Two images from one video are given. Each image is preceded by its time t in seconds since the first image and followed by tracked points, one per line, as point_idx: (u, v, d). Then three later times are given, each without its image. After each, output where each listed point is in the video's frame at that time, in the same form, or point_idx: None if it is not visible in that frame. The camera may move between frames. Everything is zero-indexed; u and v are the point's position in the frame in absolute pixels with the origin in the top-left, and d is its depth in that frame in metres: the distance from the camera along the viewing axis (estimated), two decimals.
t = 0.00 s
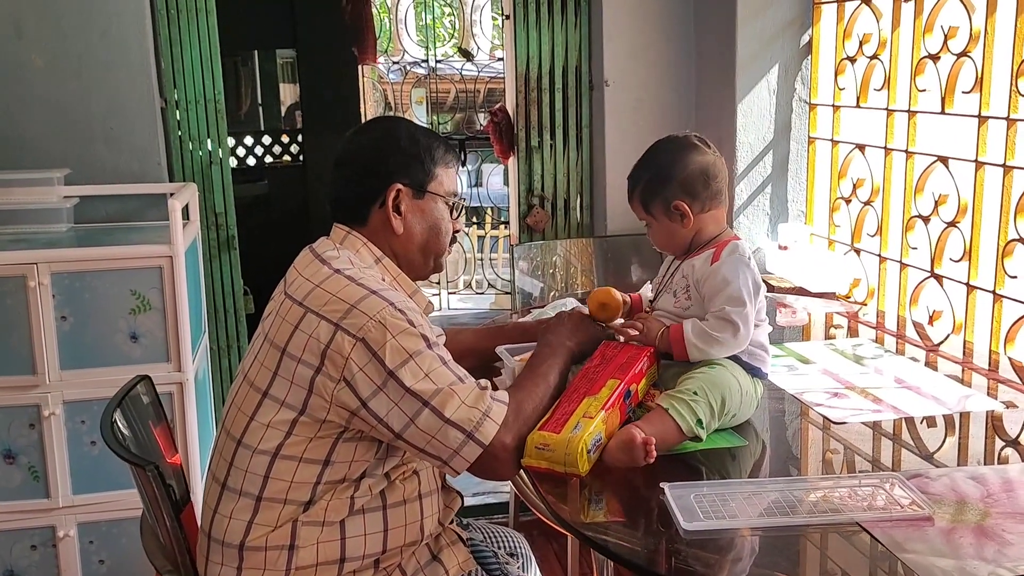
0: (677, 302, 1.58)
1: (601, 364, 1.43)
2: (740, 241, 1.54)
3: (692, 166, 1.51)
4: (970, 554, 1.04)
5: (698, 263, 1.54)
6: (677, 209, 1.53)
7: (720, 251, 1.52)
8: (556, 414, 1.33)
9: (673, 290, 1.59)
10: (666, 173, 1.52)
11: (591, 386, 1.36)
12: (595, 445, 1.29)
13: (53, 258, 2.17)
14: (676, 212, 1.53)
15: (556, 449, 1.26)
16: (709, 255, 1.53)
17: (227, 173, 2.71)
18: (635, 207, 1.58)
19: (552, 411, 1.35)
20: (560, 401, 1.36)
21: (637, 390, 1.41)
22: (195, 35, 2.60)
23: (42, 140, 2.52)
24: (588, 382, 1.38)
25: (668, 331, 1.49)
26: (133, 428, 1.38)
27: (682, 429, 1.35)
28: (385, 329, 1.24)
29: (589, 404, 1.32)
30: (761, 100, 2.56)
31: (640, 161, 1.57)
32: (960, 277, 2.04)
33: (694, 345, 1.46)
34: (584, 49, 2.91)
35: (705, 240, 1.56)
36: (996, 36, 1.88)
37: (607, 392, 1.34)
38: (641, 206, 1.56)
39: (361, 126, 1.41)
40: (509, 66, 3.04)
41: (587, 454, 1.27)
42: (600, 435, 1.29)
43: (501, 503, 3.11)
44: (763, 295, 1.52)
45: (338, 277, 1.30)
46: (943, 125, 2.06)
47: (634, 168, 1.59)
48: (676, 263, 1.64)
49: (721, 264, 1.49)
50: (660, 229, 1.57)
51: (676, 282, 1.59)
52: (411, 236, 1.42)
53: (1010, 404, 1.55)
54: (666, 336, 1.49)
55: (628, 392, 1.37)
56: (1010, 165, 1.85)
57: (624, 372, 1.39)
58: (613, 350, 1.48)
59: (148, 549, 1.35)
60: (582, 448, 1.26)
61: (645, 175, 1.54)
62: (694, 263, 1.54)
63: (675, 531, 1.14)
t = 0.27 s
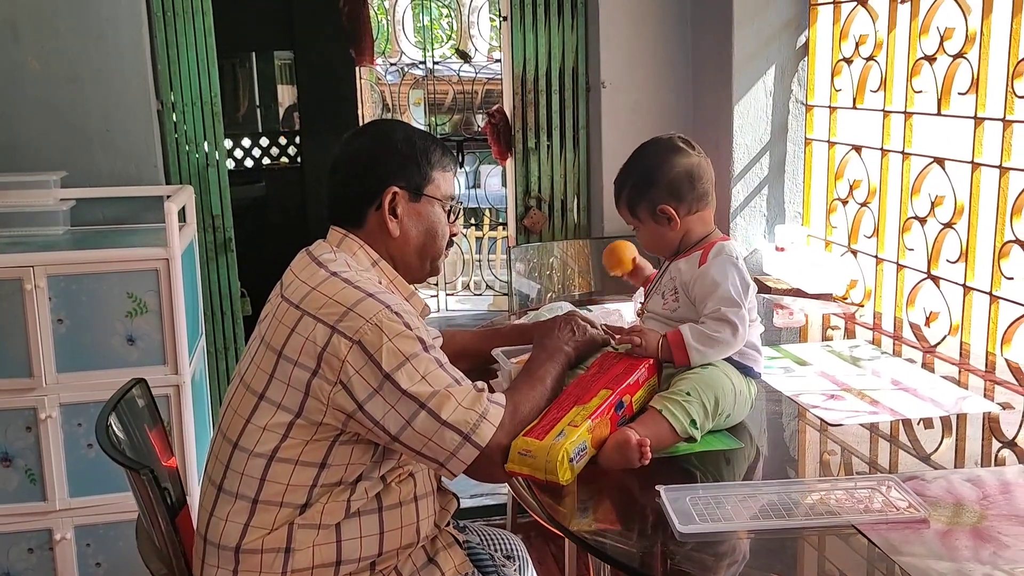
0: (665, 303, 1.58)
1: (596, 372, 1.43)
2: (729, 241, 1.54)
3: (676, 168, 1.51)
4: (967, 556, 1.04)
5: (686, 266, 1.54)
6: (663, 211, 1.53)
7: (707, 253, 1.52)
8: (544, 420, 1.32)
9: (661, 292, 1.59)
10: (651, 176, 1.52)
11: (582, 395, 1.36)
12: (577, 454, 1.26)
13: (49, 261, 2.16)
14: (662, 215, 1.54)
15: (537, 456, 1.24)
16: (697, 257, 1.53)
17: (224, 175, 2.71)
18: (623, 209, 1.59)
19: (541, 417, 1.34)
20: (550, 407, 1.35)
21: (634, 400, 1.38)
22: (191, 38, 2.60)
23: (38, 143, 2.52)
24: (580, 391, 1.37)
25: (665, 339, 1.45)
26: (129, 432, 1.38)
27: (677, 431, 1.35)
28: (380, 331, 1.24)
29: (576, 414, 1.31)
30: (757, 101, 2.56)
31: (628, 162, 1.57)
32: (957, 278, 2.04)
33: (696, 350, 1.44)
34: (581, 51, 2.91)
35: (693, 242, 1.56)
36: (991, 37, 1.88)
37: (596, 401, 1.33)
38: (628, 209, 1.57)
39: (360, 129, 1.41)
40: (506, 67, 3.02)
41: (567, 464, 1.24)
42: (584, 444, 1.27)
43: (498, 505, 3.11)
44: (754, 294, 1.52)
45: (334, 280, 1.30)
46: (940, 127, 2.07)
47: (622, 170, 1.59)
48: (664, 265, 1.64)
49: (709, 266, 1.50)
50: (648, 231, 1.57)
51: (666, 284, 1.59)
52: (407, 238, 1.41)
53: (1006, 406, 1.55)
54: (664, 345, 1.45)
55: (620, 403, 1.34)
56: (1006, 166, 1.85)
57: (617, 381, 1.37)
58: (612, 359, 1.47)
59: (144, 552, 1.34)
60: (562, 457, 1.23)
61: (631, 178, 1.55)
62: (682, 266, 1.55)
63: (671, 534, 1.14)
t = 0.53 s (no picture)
0: (668, 303, 1.58)
1: (596, 373, 1.42)
2: (733, 243, 1.54)
3: (676, 169, 1.51)
4: (967, 554, 1.04)
5: (690, 267, 1.54)
6: (663, 212, 1.52)
7: (714, 254, 1.52)
8: (542, 420, 1.32)
9: (664, 291, 1.59)
10: (651, 176, 1.52)
11: (582, 395, 1.36)
12: (574, 454, 1.25)
13: (47, 260, 2.16)
14: (662, 216, 1.53)
15: (534, 455, 1.23)
16: (703, 258, 1.53)
17: (222, 174, 2.70)
18: (624, 209, 1.58)
19: (539, 417, 1.33)
20: (549, 407, 1.35)
21: (632, 402, 1.37)
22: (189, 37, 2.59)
23: (36, 142, 2.52)
24: (580, 392, 1.37)
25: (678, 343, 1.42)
26: (128, 431, 1.38)
27: (679, 435, 1.35)
28: (378, 330, 1.24)
29: (574, 414, 1.31)
30: (756, 100, 2.56)
31: (629, 163, 1.57)
32: (957, 277, 2.04)
33: (705, 353, 1.43)
34: (579, 49, 2.91)
35: (695, 243, 1.56)
36: (991, 35, 1.88)
37: (594, 402, 1.33)
38: (629, 209, 1.57)
39: (357, 127, 1.41)
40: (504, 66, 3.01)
41: (564, 463, 1.23)
42: (581, 444, 1.27)
43: (498, 504, 3.11)
44: (758, 295, 1.52)
45: (331, 279, 1.30)
46: (939, 125, 2.06)
47: (623, 170, 1.59)
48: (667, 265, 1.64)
49: (717, 267, 1.49)
50: (649, 231, 1.57)
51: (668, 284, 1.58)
52: (404, 237, 1.41)
53: (1005, 404, 1.55)
54: (676, 349, 1.42)
55: (618, 405, 1.34)
56: (1005, 164, 1.85)
57: (616, 382, 1.37)
58: (611, 359, 1.47)
59: (143, 551, 1.34)
60: (558, 456, 1.22)
61: (632, 178, 1.54)
62: (687, 267, 1.54)
63: (671, 532, 1.14)
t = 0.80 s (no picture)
0: (675, 303, 1.58)
1: (599, 373, 1.42)
2: (744, 246, 1.55)
3: (679, 169, 1.50)
4: (969, 553, 1.04)
5: (700, 270, 1.54)
6: (668, 213, 1.52)
7: (724, 257, 1.52)
8: (544, 418, 1.32)
9: (670, 290, 1.59)
10: (656, 176, 1.51)
11: (587, 395, 1.36)
12: (576, 453, 1.26)
13: (48, 259, 2.16)
14: (668, 217, 1.53)
15: (535, 454, 1.23)
16: (714, 260, 1.53)
17: (222, 172, 2.70)
18: (628, 209, 1.58)
19: (541, 415, 1.33)
20: (550, 406, 1.35)
21: (635, 401, 1.37)
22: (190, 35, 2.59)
23: (35, 139, 2.51)
24: (584, 391, 1.37)
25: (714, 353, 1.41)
26: (129, 428, 1.38)
27: (682, 437, 1.35)
28: (379, 329, 1.24)
29: (576, 413, 1.31)
30: (757, 98, 2.55)
31: (632, 163, 1.56)
32: (958, 274, 2.04)
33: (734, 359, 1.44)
34: (580, 47, 2.90)
35: (701, 243, 1.57)
36: (993, 33, 1.88)
37: (596, 400, 1.33)
38: (634, 209, 1.56)
39: (357, 125, 1.40)
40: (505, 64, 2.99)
41: (564, 463, 1.24)
42: (583, 443, 1.27)
43: (498, 502, 3.11)
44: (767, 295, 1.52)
45: (333, 278, 1.29)
46: (940, 123, 2.06)
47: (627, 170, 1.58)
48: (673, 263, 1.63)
49: (729, 271, 1.49)
50: (654, 231, 1.57)
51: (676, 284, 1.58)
52: (404, 235, 1.41)
53: (1008, 402, 1.54)
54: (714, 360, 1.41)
55: (621, 404, 1.34)
56: (1007, 162, 1.85)
57: (618, 381, 1.37)
58: (614, 359, 1.47)
59: (144, 550, 1.34)
60: (560, 455, 1.22)
61: (636, 179, 1.54)
62: (696, 269, 1.54)
63: (673, 531, 1.14)
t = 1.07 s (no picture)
0: (677, 299, 1.57)
1: (601, 371, 1.42)
2: (743, 239, 1.55)
3: (675, 168, 1.50)
4: (971, 550, 1.04)
5: (702, 265, 1.54)
6: (667, 212, 1.53)
7: (726, 250, 1.52)
8: (548, 415, 1.32)
9: (672, 287, 1.59)
10: (653, 176, 1.52)
11: (589, 393, 1.35)
12: (581, 450, 1.26)
13: (49, 256, 2.16)
14: (666, 216, 1.53)
15: (540, 452, 1.24)
16: (714, 255, 1.53)
17: (224, 170, 2.70)
18: (628, 210, 1.59)
19: (544, 413, 1.33)
20: (554, 404, 1.35)
21: (638, 398, 1.38)
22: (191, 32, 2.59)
23: (36, 137, 2.51)
24: (586, 390, 1.36)
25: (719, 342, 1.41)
26: (132, 427, 1.38)
27: (686, 435, 1.34)
28: (385, 326, 1.24)
29: (580, 410, 1.31)
30: (758, 95, 2.55)
31: (631, 164, 1.57)
32: (960, 272, 2.04)
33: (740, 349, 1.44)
34: (581, 44, 2.90)
35: (702, 241, 1.57)
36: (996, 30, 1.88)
37: (599, 399, 1.32)
38: (634, 211, 1.57)
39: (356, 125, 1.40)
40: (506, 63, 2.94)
41: (571, 459, 1.24)
42: (587, 440, 1.27)
43: (499, 500, 3.11)
44: (770, 289, 1.53)
45: (338, 275, 1.29)
46: (942, 120, 2.06)
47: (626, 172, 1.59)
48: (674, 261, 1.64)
49: (730, 263, 1.50)
50: (655, 231, 1.57)
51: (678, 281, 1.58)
52: (404, 233, 1.41)
53: (1010, 399, 1.54)
54: (719, 349, 1.41)
55: (625, 400, 1.34)
56: (1009, 159, 1.85)
57: (621, 378, 1.37)
58: (617, 356, 1.47)
59: (147, 548, 1.34)
60: (565, 452, 1.23)
61: (635, 180, 1.55)
62: (697, 266, 1.55)
63: (677, 528, 1.14)
